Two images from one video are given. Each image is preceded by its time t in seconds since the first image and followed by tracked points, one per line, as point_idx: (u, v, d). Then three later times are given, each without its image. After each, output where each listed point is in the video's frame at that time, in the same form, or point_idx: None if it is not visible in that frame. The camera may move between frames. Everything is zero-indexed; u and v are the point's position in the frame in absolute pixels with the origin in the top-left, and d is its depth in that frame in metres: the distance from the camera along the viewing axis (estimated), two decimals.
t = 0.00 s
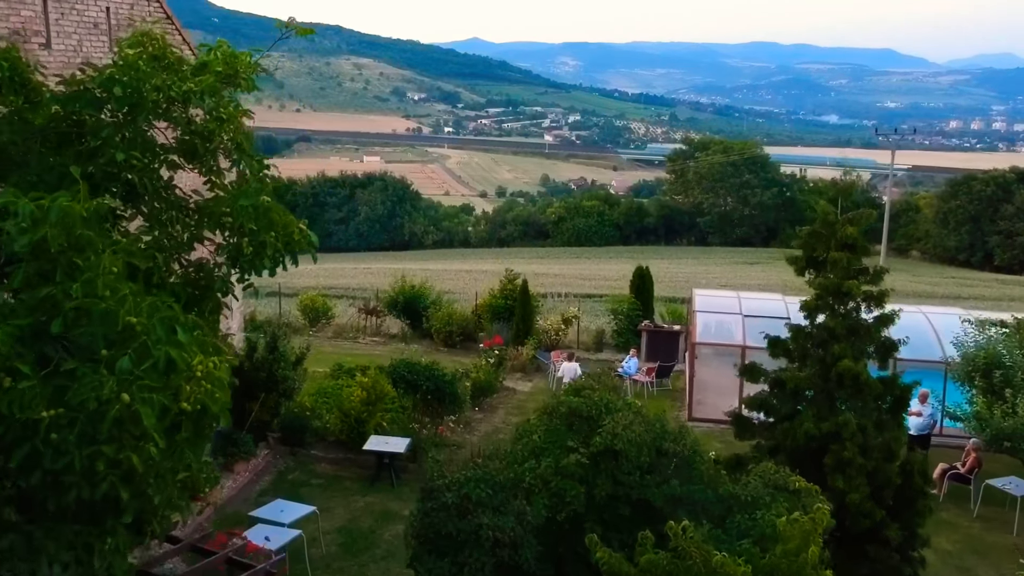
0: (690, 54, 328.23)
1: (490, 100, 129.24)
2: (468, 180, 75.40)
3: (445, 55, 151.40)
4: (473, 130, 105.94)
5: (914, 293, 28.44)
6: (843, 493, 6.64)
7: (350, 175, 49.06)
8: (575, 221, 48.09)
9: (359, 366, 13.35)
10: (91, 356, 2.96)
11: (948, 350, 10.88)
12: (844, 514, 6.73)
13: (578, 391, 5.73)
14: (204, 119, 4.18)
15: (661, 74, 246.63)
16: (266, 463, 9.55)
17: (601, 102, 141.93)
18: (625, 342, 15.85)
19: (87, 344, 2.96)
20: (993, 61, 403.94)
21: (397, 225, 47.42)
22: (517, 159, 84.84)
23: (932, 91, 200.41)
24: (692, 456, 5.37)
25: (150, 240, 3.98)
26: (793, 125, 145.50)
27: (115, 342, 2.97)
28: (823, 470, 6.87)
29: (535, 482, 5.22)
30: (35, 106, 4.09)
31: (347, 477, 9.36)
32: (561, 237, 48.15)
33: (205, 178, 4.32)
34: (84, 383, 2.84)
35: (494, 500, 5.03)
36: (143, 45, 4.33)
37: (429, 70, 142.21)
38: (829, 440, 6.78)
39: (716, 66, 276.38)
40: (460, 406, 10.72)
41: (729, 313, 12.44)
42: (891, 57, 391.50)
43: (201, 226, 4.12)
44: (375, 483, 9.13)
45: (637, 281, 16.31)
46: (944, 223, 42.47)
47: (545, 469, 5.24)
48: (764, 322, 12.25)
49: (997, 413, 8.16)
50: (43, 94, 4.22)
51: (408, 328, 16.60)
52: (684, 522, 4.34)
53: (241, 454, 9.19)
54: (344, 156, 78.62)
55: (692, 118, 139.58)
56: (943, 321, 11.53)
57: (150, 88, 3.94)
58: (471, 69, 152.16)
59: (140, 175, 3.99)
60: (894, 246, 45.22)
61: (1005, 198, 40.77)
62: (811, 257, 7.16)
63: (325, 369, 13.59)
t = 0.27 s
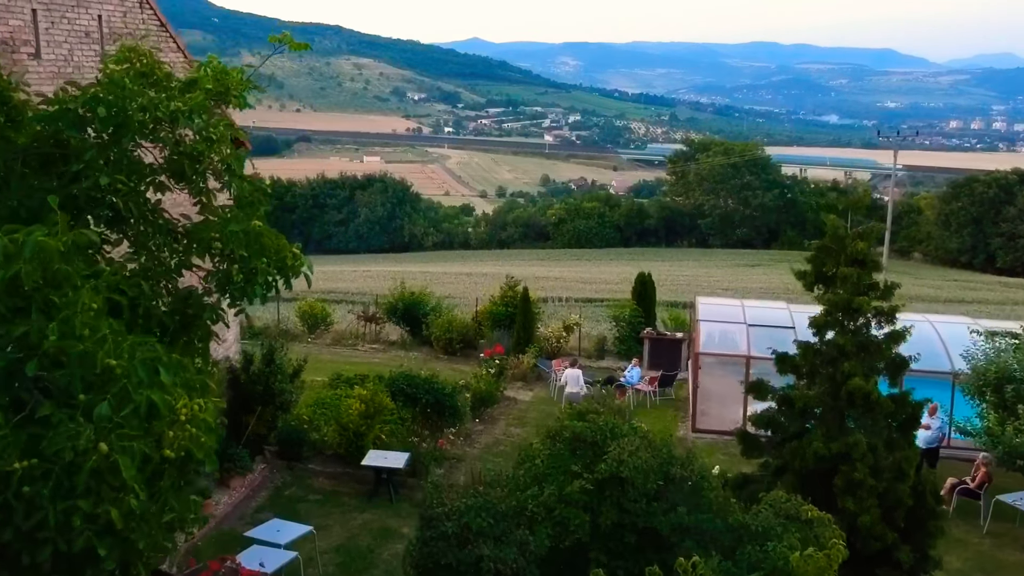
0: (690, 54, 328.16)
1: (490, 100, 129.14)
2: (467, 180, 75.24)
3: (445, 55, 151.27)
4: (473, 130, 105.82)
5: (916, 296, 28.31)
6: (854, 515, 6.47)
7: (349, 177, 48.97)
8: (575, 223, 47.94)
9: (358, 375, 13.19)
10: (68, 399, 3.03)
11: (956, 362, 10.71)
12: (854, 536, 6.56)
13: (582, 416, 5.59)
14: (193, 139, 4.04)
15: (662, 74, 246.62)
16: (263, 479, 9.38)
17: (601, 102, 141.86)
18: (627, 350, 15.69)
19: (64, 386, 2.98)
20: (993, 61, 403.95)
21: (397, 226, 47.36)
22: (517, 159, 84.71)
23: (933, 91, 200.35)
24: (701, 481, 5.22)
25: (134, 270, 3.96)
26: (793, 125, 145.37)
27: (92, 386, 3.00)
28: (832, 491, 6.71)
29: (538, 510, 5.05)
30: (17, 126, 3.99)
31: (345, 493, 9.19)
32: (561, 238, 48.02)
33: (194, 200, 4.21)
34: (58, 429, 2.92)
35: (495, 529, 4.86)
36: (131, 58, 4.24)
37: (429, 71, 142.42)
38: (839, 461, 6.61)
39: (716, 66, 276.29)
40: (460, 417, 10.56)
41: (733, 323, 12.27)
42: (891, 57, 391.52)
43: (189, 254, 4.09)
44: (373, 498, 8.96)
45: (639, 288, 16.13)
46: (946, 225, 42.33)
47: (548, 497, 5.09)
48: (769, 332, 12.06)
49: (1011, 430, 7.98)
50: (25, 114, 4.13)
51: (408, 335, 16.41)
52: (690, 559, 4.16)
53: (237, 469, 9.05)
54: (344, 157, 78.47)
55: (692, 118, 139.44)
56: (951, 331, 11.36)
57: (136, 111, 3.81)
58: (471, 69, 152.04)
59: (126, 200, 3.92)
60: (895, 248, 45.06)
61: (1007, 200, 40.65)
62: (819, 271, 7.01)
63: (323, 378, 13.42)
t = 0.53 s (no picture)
0: (690, 54, 328.19)
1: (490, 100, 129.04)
2: (467, 180, 75.09)
3: (445, 55, 151.07)
4: (473, 130, 105.69)
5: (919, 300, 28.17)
6: (864, 539, 6.31)
7: (349, 178, 48.87)
8: (575, 225, 47.76)
9: (356, 385, 13.02)
10: (42, 451, 2.96)
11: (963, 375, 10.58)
12: (866, 562, 6.38)
13: (586, 444, 5.42)
14: (180, 161, 4.04)
15: (662, 74, 246.56)
16: (259, 495, 9.20)
17: (601, 102, 141.82)
18: (629, 357, 15.54)
19: (39, 437, 2.94)
20: (993, 60, 403.86)
21: (396, 228, 47.32)
22: (517, 159, 84.52)
23: (933, 91, 200.31)
24: (708, 511, 5.06)
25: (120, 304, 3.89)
26: (793, 125, 145.17)
27: (68, 437, 2.96)
28: (841, 514, 6.55)
29: (541, 541, 4.83)
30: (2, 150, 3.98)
31: (343, 510, 9.02)
32: (561, 240, 47.91)
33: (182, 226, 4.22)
34: (32, 486, 2.84)
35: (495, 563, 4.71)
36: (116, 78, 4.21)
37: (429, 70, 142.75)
38: (848, 484, 6.45)
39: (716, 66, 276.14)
40: (459, 432, 10.38)
41: (737, 333, 12.09)
42: (891, 57, 391.42)
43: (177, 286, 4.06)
44: (371, 516, 8.78)
45: (641, 294, 15.97)
46: (948, 228, 42.13)
47: (552, 528, 4.86)
48: (773, 342, 11.88)
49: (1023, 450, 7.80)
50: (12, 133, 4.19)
51: (407, 342, 16.23)
52: None
53: (232, 485, 8.87)
54: (343, 157, 78.30)
55: (692, 118, 139.29)
56: (958, 343, 11.21)
57: (117, 133, 3.86)
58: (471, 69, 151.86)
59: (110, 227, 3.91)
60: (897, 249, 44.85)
61: (1009, 202, 40.45)
62: (828, 289, 6.83)
63: (321, 388, 13.27)
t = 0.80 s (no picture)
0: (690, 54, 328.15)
1: (490, 100, 128.96)
2: (467, 180, 74.94)
3: (445, 55, 151.02)
4: (473, 130, 105.55)
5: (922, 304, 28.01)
6: (874, 568, 6.16)
7: (349, 180, 48.70)
8: (576, 227, 47.66)
9: (354, 398, 12.87)
10: (14, 522, 2.81)
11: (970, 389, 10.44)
12: None
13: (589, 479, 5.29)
14: (166, 198, 4.14)
15: (662, 74, 246.56)
16: (255, 514, 9.05)
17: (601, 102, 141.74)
18: (631, 367, 15.40)
19: (10, 506, 2.79)
20: (993, 59, 404.04)
21: (395, 230, 47.22)
22: (517, 159, 84.37)
23: (933, 91, 200.26)
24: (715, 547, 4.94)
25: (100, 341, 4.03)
26: (794, 125, 145.02)
27: (41, 507, 2.81)
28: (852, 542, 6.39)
29: None
30: None
31: (340, 530, 8.86)
32: (561, 243, 47.80)
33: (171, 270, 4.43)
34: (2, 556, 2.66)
35: None
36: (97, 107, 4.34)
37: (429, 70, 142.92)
38: (859, 511, 6.28)
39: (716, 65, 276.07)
40: (461, 448, 10.20)
41: (740, 345, 11.91)
42: (890, 57, 391.71)
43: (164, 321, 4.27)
44: (369, 537, 8.64)
45: (642, 303, 15.80)
46: (949, 230, 41.99)
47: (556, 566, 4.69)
48: (777, 355, 11.71)
49: None
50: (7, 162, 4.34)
51: (406, 351, 16.07)
52: None
53: (228, 505, 8.71)
54: (343, 158, 78.14)
55: (692, 118, 139.18)
56: (966, 355, 11.10)
57: (102, 169, 3.97)
58: (471, 70, 151.80)
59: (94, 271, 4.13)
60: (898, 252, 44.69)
61: (1011, 205, 40.30)
62: (837, 309, 6.66)
63: (320, 399, 13.15)
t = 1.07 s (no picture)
0: (690, 54, 328.11)
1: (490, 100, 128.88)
2: (467, 180, 74.77)
3: (445, 55, 150.90)
4: (473, 130, 105.39)
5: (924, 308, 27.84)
6: None
7: (349, 182, 48.47)
8: (576, 230, 47.57)
9: (353, 410, 12.72)
10: None
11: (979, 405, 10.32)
12: None
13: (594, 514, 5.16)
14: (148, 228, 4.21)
15: (662, 74, 246.48)
16: (251, 533, 8.87)
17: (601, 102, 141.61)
18: (633, 377, 15.26)
19: None
20: (992, 59, 404.16)
21: (395, 233, 46.99)
22: (517, 159, 84.18)
23: (933, 91, 200.10)
24: None
25: (81, 386, 3.86)
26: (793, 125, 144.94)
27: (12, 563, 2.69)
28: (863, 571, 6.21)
29: None
30: None
31: (338, 550, 8.69)
32: (561, 246, 47.63)
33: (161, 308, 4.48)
34: None
35: None
36: (81, 138, 4.50)
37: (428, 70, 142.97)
38: (871, 540, 6.11)
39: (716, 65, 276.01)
40: (461, 465, 10.03)
41: (745, 358, 11.76)
42: (890, 57, 391.78)
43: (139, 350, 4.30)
44: (368, 558, 8.47)
45: (644, 312, 15.61)
46: (951, 233, 41.84)
47: None
48: (782, 367, 11.56)
49: None
50: None
51: (406, 361, 15.91)
52: None
53: (223, 526, 8.53)
54: (343, 158, 78.03)
55: (692, 118, 139.04)
56: (973, 367, 10.98)
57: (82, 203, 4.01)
58: (471, 70, 151.66)
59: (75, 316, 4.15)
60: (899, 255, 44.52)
61: (1013, 208, 40.17)
62: (847, 331, 6.49)
63: (317, 411, 13.00)
